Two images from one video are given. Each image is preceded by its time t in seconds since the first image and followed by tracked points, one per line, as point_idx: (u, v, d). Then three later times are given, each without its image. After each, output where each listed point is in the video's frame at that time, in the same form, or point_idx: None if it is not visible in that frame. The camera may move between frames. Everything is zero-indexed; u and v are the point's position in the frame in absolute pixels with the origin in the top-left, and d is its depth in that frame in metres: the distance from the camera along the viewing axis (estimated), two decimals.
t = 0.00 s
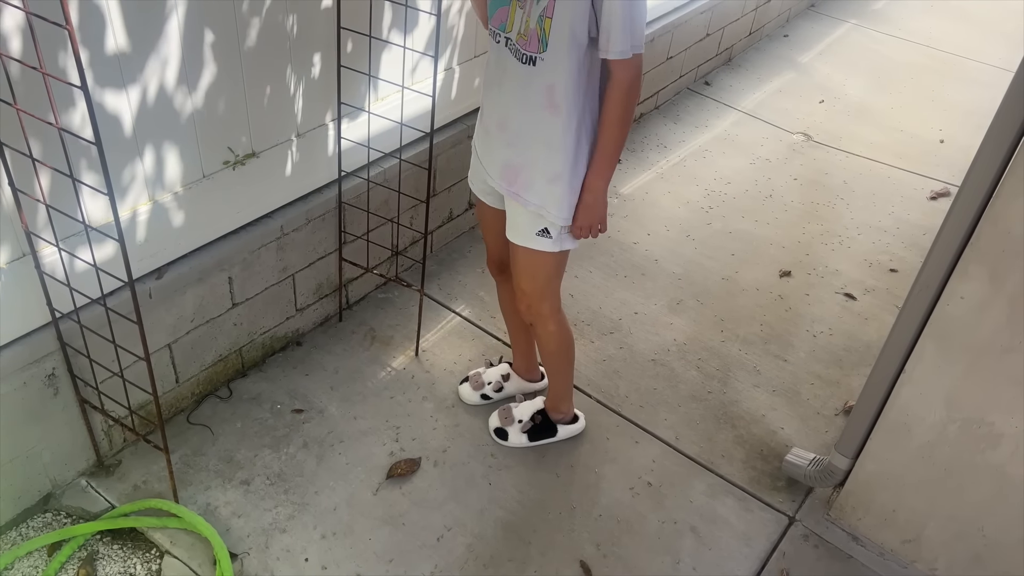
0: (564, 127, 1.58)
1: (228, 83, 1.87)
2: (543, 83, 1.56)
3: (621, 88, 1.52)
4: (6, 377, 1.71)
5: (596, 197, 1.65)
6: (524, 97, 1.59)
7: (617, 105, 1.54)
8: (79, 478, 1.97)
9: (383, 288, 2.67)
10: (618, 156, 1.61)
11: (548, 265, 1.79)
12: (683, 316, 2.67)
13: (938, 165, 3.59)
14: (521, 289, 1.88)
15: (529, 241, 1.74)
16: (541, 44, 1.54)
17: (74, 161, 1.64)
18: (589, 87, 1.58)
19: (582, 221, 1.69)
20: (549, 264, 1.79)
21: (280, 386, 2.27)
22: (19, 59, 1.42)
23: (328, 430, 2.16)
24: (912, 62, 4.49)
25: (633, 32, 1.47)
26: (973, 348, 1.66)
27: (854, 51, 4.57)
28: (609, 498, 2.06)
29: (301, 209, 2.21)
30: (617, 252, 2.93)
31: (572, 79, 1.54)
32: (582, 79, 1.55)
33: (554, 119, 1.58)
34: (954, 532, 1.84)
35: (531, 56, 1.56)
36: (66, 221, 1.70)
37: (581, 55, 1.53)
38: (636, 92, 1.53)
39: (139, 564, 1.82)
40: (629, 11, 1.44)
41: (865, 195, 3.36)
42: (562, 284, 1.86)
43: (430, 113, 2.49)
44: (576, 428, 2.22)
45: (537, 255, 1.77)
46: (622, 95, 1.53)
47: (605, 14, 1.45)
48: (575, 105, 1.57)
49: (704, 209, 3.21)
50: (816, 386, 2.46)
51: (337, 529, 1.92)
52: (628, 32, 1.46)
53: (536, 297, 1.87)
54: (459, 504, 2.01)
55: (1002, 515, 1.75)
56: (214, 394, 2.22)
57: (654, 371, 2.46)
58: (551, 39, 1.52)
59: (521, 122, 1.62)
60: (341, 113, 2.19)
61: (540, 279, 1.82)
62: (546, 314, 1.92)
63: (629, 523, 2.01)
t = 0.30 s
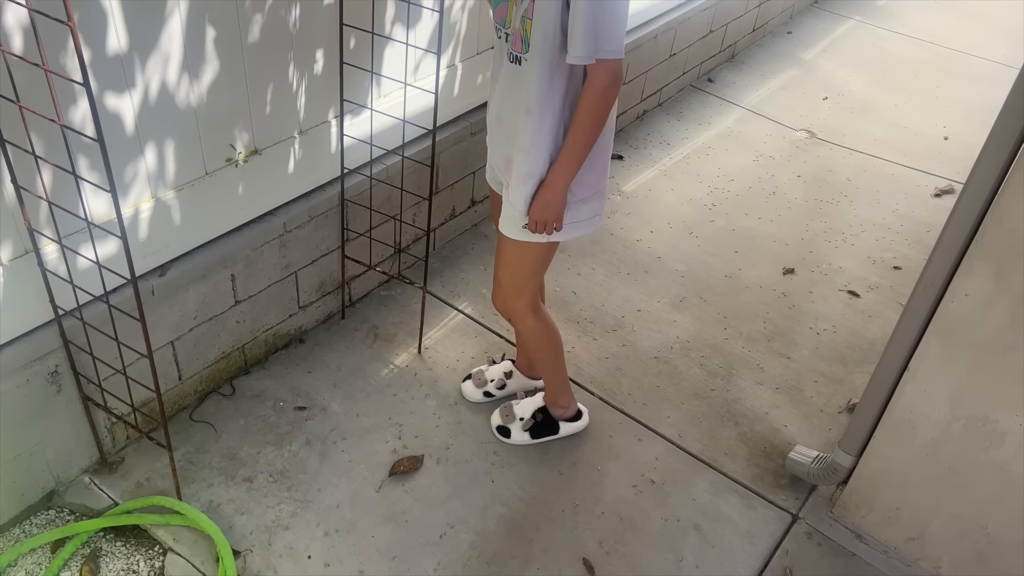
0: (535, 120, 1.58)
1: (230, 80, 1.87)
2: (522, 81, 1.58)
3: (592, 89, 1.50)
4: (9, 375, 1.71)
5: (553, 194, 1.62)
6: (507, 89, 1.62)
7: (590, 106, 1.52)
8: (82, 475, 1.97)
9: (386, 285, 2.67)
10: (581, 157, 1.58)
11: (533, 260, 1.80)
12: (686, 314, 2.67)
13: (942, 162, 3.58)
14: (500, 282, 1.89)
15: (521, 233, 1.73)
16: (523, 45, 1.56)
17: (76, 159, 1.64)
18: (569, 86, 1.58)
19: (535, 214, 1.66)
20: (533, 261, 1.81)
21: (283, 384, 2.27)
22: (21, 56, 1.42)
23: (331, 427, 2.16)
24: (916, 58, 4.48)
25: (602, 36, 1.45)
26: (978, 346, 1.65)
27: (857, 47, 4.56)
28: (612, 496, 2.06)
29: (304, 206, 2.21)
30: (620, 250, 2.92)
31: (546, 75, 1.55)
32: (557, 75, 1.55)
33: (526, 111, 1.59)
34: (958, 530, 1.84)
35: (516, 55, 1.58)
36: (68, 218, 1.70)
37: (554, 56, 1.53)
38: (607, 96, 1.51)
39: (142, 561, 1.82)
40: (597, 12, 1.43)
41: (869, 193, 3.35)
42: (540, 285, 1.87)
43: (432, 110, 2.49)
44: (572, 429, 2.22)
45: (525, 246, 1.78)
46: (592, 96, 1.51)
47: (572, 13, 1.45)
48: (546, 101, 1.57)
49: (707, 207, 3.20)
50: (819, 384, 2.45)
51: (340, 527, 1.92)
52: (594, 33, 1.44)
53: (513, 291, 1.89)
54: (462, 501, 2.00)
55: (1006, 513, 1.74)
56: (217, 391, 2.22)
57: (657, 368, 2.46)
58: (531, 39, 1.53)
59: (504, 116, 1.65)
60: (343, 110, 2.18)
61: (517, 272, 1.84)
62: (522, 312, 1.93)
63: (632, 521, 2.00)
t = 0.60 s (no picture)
0: (529, 118, 1.59)
1: (234, 78, 1.87)
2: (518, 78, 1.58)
3: (587, 87, 1.50)
4: (15, 372, 1.71)
5: (546, 188, 1.62)
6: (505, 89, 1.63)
7: (586, 104, 1.52)
8: (87, 472, 1.98)
9: (390, 283, 2.67)
10: (575, 154, 1.57)
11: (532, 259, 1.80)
12: (690, 312, 2.66)
13: (947, 160, 3.57)
14: (501, 282, 1.90)
15: (523, 233, 1.75)
16: (521, 43, 1.57)
17: (81, 157, 1.64)
18: (564, 85, 1.59)
19: (529, 210, 1.66)
20: (534, 260, 1.81)
21: (287, 381, 2.27)
22: (27, 55, 1.42)
23: (336, 425, 2.16)
24: (920, 56, 4.47)
25: (594, 34, 1.45)
26: (984, 344, 1.65)
27: (862, 45, 4.55)
28: (617, 494, 2.06)
29: (308, 204, 2.21)
30: (624, 247, 2.92)
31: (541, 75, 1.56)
32: (551, 74, 1.56)
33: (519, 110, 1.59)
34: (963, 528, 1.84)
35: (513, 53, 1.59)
36: (73, 216, 1.70)
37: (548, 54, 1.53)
38: (601, 95, 1.51)
39: (147, 558, 1.83)
40: (589, 11, 1.43)
41: (873, 190, 3.34)
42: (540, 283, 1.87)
43: (436, 108, 2.49)
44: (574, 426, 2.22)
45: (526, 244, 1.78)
46: (587, 94, 1.51)
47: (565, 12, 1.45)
48: (540, 99, 1.58)
49: (711, 205, 3.19)
50: (824, 382, 2.45)
51: (344, 524, 1.92)
52: (586, 31, 1.44)
53: (513, 290, 1.89)
54: (466, 499, 2.01)
55: (1011, 511, 1.74)
56: (221, 389, 2.22)
57: (661, 366, 2.45)
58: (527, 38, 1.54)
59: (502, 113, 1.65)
60: (348, 108, 2.18)
61: (515, 271, 1.84)
62: (522, 310, 1.93)
63: (636, 519, 2.00)
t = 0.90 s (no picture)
0: (547, 122, 1.60)
1: (239, 76, 1.87)
2: (528, 86, 1.59)
3: (603, 86, 1.50)
4: (21, 370, 1.72)
5: (570, 186, 1.62)
6: (513, 97, 1.63)
7: (603, 103, 1.52)
8: (92, 470, 1.98)
9: (394, 282, 2.67)
10: (595, 152, 1.57)
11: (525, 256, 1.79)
12: (695, 311, 2.66)
13: (952, 158, 3.56)
14: (484, 282, 1.87)
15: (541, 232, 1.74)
16: (526, 53, 1.57)
17: (87, 155, 1.64)
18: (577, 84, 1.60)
19: (550, 211, 1.66)
20: (526, 256, 1.80)
21: (292, 379, 2.28)
22: (33, 53, 1.42)
23: (340, 423, 2.16)
24: (926, 54, 4.46)
25: (607, 35, 1.45)
26: (989, 343, 1.64)
27: (867, 43, 4.54)
28: (621, 493, 2.06)
29: (313, 202, 2.21)
30: (628, 246, 2.92)
31: (554, 76, 1.56)
32: (565, 77, 1.57)
33: (537, 116, 1.59)
34: (968, 527, 1.83)
35: (519, 62, 1.59)
36: (79, 214, 1.70)
37: (559, 58, 1.54)
38: (620, 91, 1.51)
39: (152, 556, 1.83)
40: (600, 12, 1.44)
41: (878, 189, 3.33)
42: (527, 282, 1.86)
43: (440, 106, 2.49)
44: (579, 425, 2.22)
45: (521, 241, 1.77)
46: (606, 93, 1.51)
47: (576, 16, 1.46)
48: (555, 102, 1.58)
49: (716, 203, 3.19)
50: (828, 380, 2.45)
51: (349, 522, 1.92)
52: (600, 32, 1.45)
53: (497, 288, 1.86)
54: (470, 497, 2.01)
55: (1016, 510, 1.74)
56: (226, 387, 2.23)
57: (665, 365, 2.45)
58: (533, 47, 1.55)
59: (512, 123, 1.65)
60: (352, 106, 2.19)
61: (505, 268, 1.82)
62: (504, 308, 1.91)
63: (640, 517, 2.00)
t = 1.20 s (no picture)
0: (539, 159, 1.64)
1: (243, 75, 1.87)
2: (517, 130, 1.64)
3: (554, 156, 1.46)
4: (27, 367, 1.72)
5: (540, 249, 1.61)
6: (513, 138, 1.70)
7: (565, 174, 1.48)
8: (98, 467, 1.99)
9: (399, 280, 2.68)
10: (559, 217, 1.55)
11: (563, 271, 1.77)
12: (700, 309, 2.66)
13: (959, 156, 3.54)
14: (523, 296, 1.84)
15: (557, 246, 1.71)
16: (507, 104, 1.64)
17: (91, 153, 1.64)
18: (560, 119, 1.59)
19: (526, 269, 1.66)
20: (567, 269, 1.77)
21: (297, 377, 2.28)
22: (37, 51, 1.43)
23: (345, 420, 2.17)
24: (933, 51, 4.44)
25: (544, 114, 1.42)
26: (995, 342, 1.64)
27: (874, 40, 4.52)
28: (625, 491, 2.06)
29: (318, 200, 2.22)
30: (633, 244, 2.91)
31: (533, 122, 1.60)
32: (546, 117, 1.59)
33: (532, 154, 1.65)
34: (975, 527, 1.82)
35: (504, 112, 1.67)
36: (84, 212, 1.70)
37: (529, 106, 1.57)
38: (571, 159, 1.47)
39: (158, 553, 1.84)
40: (532, 90, 1.40)
41: (885, 187, 3.32)
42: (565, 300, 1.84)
43: (445, 104, 2.49)
44: (585, 424, 2.22)
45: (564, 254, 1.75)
46: (557, 161, 1.47)
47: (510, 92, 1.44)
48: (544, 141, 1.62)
49: (721, 201, 3.18)
50: (834, 379, 2.44)
51: (354, 520, 1.92)
52: (530, 109, 1.41)
53: (535, 303, 1.82)
54: (474, 495, 2.01)
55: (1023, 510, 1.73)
56: (232, 384, 2.23)
57: (670, 363, 2.45)
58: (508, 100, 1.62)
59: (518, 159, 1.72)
60: (358, 104, 2.19)
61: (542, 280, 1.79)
62: (541, 326, 1.87)
63: (645, 516, 2.00)
